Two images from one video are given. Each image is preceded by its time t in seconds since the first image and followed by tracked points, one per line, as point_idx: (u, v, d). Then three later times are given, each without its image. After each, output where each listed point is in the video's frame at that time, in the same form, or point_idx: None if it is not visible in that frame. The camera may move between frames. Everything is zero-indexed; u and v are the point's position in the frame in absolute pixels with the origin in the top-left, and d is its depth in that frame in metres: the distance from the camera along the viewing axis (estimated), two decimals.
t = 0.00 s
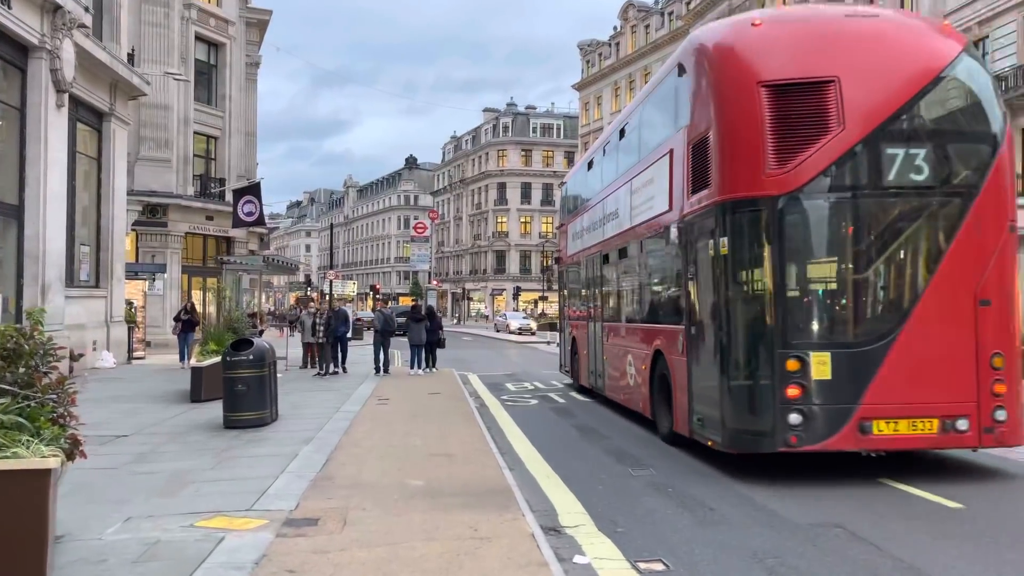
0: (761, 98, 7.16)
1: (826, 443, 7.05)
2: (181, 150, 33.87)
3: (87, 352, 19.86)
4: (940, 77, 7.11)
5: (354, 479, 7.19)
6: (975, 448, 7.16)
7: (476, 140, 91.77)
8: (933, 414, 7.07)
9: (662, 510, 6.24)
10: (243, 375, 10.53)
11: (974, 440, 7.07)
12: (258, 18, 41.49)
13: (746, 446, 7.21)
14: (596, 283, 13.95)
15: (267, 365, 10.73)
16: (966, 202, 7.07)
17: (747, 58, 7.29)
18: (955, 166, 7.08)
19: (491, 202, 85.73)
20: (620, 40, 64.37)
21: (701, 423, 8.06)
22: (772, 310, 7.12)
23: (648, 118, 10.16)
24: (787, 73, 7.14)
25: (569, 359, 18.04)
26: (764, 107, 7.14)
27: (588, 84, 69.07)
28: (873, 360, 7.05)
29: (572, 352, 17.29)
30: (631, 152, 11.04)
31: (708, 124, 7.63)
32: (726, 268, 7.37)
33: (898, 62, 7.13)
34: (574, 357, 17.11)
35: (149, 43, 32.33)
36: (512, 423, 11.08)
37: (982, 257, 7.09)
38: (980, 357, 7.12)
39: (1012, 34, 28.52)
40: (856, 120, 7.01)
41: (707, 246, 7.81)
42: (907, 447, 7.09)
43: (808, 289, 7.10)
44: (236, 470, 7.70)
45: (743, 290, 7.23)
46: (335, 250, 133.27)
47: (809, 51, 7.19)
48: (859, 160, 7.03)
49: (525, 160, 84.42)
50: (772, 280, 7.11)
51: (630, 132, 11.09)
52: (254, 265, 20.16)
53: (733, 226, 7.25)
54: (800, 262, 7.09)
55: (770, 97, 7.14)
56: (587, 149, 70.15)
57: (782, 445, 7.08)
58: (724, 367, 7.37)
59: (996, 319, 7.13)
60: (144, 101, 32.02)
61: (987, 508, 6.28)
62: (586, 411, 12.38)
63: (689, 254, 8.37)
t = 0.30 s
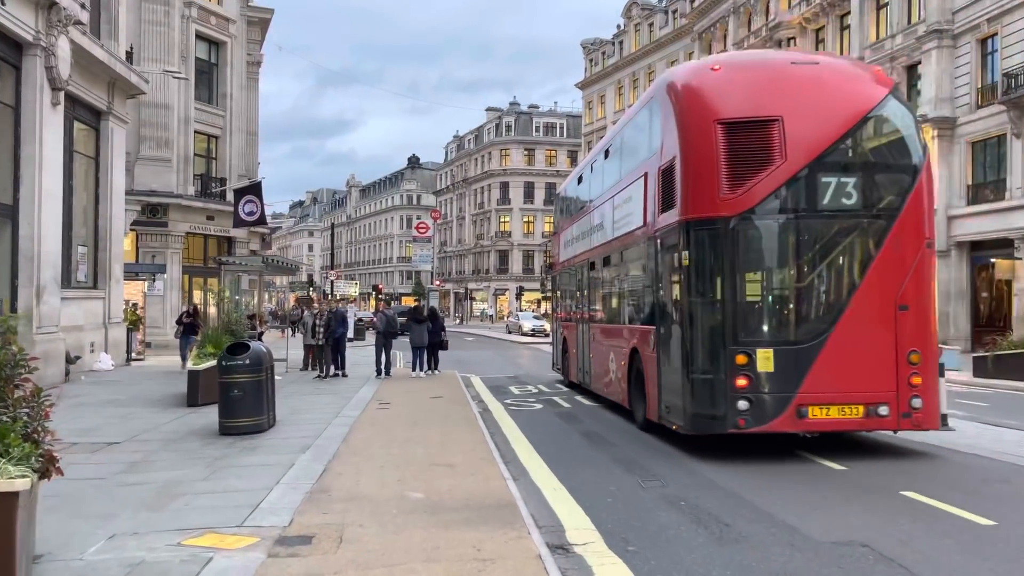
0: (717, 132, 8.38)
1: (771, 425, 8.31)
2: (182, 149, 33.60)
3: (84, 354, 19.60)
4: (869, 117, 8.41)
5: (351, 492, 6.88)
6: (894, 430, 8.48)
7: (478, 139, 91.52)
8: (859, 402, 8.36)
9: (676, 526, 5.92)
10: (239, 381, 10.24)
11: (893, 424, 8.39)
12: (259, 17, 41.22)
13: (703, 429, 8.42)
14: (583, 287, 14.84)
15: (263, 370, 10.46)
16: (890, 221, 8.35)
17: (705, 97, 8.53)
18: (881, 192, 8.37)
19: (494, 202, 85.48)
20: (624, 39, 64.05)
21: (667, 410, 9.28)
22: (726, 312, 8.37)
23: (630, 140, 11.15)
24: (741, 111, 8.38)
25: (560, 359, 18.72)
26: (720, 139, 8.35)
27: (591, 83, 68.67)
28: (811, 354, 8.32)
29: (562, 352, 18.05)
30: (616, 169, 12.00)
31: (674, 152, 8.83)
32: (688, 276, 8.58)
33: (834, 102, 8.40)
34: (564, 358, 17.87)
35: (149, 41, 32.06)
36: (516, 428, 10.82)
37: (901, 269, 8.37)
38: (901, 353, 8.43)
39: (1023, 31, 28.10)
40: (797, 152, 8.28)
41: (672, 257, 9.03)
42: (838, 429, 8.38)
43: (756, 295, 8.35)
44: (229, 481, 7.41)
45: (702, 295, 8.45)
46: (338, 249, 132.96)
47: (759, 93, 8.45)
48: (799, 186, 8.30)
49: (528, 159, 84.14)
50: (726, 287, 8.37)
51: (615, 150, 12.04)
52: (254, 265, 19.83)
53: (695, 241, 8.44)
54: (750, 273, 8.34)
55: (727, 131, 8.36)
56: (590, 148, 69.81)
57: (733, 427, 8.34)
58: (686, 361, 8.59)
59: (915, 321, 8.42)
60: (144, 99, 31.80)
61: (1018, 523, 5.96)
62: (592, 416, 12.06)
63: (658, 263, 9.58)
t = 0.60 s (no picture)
0: (688, 154, 9.76)
1: (732, 405, 9.77)
2: (184, 147, 33.32)
3: (83, 353, 19.35)
4: (816, 142, 9.90)
5: (354, 497, 6.58)
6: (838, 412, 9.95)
7: (481, 138, 91.20)
8: (807, 386, 9.82)
9: (696, 534, 5.62)
10: (239, 381, 9.91)
11: (837, 406, 9.86)
12: (262, 14, 40.95)
13: (675, 409, 9.85)
14: (577, 286, 16.15)
15: (264, 369, 10.14)
16: (835, 233, 9.81)
17: (677, 123, 9.92)
18: (827, 208, 9.84)
19: (497, 201, 85.18)
20: (627, 37, 63.66)
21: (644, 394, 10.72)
22: (694, 310, 9.82)
23: (618, 156, 12.51)
24: (708, 136, 9.79)
25: (555, 355, 19.91)
26: (690, 160, 9.75)
27: (595, 81, 68.30)
28: (767, 345, 9.78)
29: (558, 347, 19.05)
30: (607, 181, 13.35)
31: (650, 170, 10.23)
32: (663, 279, 10.01)
33: (788, 129, 9.85)
34: (558, 355, 19.12)
35: (150, 38, 31.80)
36: (523, 429, 10.52)
37: (843, 273, 9.82)
38: (845, 345, 9.89)
39: None
40: (754, 172, 9.74)
41: (648, 262, 10.47)
42: (790, 410, 9.85)
43: (721, 296, 9.81)
44: (226, 485, 7.11)
45: (674, 295, 9.89)
46: (341, 248, 132.62)
47: (724, 120, 9.86)
48: (757, 202, 9.76)
49: (532, 158, 83.81)
50: (695, 289, 9.82)
51: (605, 165, 13.37)
52: (255, 263, 19.51)
53: (669, 248, 9.85)
54: (714, 277, 9.80)
55: (696, 153, 9.75)
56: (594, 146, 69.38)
57: (699, 408, 9.80)
58: (660, 352, 10.02)
59: (857, 318, 9.86)
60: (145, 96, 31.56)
61: None
62: (601, 417, 11.75)
63: (638, 267, 11.00)
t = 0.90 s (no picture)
0: (663, 175, 11.06)
1: (702, 395, 11.09)
2: (186, 146, 33.04)
3: (82, 354, 19.10)
4: (776, 164, 11.23)
5: (355, 508, 6.28)
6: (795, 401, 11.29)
7: (485, 138, 90.89)
8: (766, 378, 11.14)
9: (717, 550, 5.32)
10: (238, 385, 9.61)
11: (793, 396, 11.19)
12: (264, 13, 40.69)
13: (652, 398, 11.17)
14: (569, 289, 17.15)
15: (264, 373, 9.83)
16: (792, 244, 11.15)
17: (654, 147, 11.21)
18: (785, 222, 11.17)
19: (501, 200, 84.93)
20: (632, 35, 63.29)
21: (625, 387, 12.03)
22: (668, 311, 11.15)
23: (603, 173, 13.73)
24: (681, 159, 11.08)
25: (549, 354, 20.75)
26: (665, 181, 11.06)
27: (599, 80, 67.94)
28: (732, 342, 11.11)
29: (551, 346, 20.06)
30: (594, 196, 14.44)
31: (631, 189, 11.52)
32: (642, 285, 11.32)
33: (752, 153, 11.16)
34: (551, 354, 19.95)
35: (151, 36, 31.52)
36: (531, 434, 10.22)
37: (798, 280, 11.16)
38: (801, 342, 11.23)
39: None
40: (721, 191, 11.07)
41: (629, 270, 11.78)
42: (752, 400, 11.16)
43: (692, 299, 11.13)
44: (223, 495, 6.80)
45: (651, 299, 11.19)
46: (344, 248, 132.32)
47: (697, 145, 11.15)
48: (724, 217, 11.08)
49: (535, 157, 83.50)
50: (669, 293, 11.14)
51: (592, 181, 14.45)
52: (256, 263, 19.21)
53: (648, 258, 11.13)
54: (685, 283, 11.12)
55: (671, 174, 11.06)
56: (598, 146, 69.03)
57: (672, 397, 11.13)
58: (639, 349, 11.34)
59: (812, 319, 11.20)
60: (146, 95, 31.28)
61: None
62: (610, 421, 11.45)
63: (620, 273, 12.30)
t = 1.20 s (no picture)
0: (643, 188, 12.28)
1: (677, 384, 12.37)
2: (188, 144, 32.77)
3: (80, 352, 18.85)
4: (744, 178, 12.43)
5: (353, 512, 5.96)
6: (759, 388, 12.60)
7: (489, 137, 90.52)
8: (733, 368, 12.43)
9: (737, 557, 4.99)
10: (236, 384, 9.30)
11: (756, 383, 12.49)
12: (267, 10, 40.38)
13: (631, 386, 12.46)
14: (562, 290, 18.19)
15: (262, 371, 9.53)
16: (756, 250, 12.41)
17: (634, 162, 12.41)
18: (751, 230, 12.41)
19: (505, 199, 84.59)
20: (637, 33, 62.85)
21: (608, 376, 13.32)
22: (645, 308, 12.41)
23: (591, 184, 14.91)
24: (659, 173, 12.28)
25: (546, 351, 21.67)
26: (643, 193, 12.27)
27: (604, 78, 67.54)
28: (703, 336, 12.40)
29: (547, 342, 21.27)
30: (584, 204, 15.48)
31: (614, 199, 12.74)
32: (623, 286, 12.56)
33: (723, 167, 12.36)
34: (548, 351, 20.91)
35: (152, 32, 31.23)
36: (536, 434, 9.91)
37: (762, 281, 12.44)
38: (764, 336, 12.53)
39: None
40: (695, 202, 12.28)
41: (612, 272, 13.05)
42: (720, 387, 12.46)
43: (668, 298, 12.40)
44: (214, 498, 6.49)
45: (631, 298, 12.45)
46: (348, 248, 132.05)
47: (673, 160, 12.32)
48: (697, 225, 12.29)
49: (540, 156, 83.11)
50: (648, 293, 12.39)
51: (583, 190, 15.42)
52: (255, 260, 18.88)
53: (629, 261, 12.37)
54: (662, 283, 12.37)
55: (649, 187, 12.27)
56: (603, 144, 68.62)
57: (649, 384, 12.41)
58: (620, 341, 12.60)
59: (774, 317, 12.48)
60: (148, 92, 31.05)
61: None
62: (616, 420, 11.16)
63: (604, 275, 13.55)
